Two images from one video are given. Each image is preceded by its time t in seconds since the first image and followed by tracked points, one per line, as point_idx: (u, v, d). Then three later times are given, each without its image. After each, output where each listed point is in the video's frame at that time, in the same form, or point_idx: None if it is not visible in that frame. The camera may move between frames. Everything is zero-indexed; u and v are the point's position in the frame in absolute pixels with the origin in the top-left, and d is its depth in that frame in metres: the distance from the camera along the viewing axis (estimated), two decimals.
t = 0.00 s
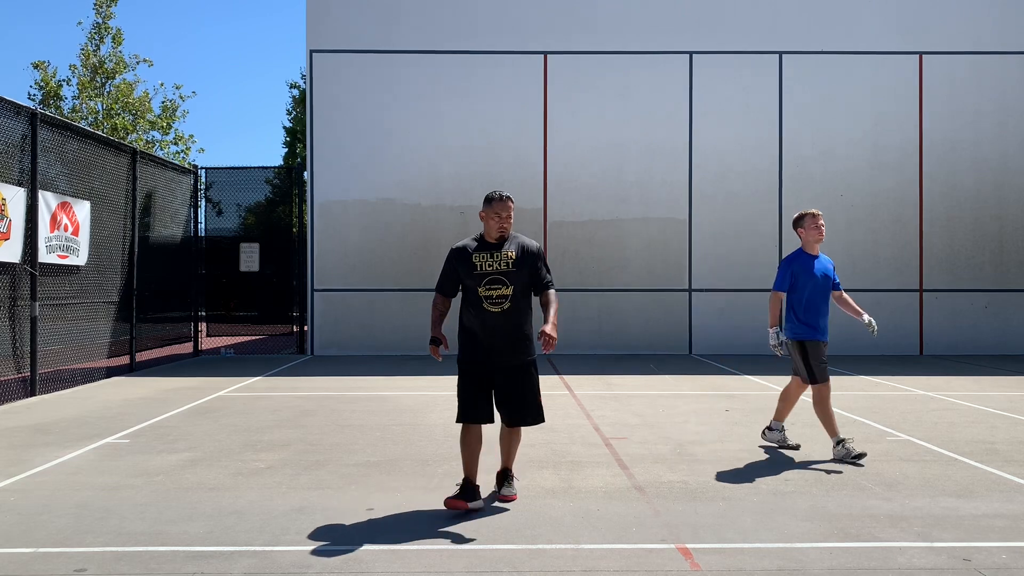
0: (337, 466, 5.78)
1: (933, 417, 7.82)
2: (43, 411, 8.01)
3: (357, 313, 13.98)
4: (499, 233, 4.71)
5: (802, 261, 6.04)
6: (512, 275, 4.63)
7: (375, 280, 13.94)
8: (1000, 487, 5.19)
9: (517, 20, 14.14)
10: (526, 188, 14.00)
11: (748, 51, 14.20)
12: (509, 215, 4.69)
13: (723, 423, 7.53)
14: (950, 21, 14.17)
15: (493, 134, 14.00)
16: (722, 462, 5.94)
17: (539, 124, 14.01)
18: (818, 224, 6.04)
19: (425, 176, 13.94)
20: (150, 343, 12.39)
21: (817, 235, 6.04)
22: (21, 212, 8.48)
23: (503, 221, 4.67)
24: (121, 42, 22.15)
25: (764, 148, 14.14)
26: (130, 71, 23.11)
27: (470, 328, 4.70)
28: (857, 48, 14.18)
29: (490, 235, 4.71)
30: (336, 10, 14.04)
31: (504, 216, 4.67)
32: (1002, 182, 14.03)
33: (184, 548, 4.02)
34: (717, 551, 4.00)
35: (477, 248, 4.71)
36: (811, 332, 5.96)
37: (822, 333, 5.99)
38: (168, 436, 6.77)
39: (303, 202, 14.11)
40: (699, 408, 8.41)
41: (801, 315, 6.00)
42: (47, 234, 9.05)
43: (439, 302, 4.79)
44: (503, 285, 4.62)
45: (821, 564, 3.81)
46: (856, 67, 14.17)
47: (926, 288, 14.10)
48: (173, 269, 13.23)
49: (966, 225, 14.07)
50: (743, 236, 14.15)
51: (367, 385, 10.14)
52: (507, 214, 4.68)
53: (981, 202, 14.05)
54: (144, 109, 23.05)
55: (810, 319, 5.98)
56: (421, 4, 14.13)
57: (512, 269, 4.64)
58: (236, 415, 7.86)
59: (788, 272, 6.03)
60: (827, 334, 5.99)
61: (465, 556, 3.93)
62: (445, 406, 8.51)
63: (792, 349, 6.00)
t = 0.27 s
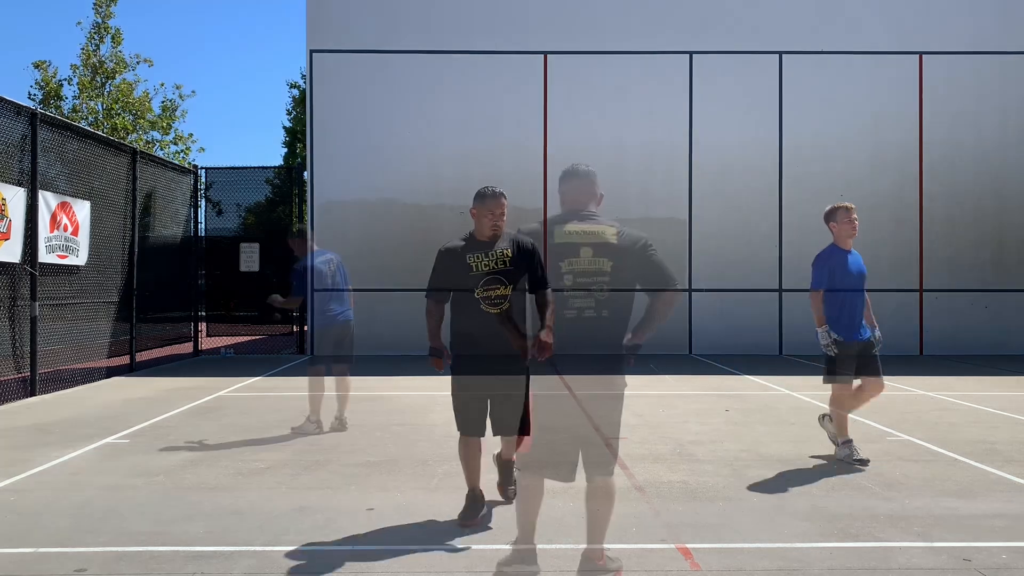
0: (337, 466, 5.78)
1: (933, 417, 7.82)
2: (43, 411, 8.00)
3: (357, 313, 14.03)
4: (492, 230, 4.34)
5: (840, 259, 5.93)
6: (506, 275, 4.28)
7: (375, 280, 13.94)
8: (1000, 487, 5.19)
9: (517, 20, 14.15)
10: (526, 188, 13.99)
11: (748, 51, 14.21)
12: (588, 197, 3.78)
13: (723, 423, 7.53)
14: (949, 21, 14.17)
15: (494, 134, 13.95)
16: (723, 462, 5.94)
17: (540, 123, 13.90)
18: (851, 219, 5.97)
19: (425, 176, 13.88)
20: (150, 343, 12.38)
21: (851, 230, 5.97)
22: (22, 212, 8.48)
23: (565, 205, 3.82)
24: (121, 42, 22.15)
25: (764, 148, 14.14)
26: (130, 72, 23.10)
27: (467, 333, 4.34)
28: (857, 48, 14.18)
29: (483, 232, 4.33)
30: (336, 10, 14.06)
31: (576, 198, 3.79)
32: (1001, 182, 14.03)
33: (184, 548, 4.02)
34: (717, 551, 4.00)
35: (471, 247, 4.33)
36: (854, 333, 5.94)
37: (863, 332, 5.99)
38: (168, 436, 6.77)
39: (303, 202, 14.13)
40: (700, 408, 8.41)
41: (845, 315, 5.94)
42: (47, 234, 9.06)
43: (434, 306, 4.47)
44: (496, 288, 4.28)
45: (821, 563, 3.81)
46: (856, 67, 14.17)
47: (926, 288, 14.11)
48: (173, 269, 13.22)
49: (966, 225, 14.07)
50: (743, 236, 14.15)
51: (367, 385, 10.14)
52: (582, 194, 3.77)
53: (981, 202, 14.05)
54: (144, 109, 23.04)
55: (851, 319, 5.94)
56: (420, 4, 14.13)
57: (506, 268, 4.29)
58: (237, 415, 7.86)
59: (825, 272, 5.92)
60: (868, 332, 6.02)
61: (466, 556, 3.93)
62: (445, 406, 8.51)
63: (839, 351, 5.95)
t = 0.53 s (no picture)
0: (338, 466, 5.77)
1: (933, 417, 7.82)
2: (42, 411, 8.00)
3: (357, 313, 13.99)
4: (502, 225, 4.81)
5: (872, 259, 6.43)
6: (510, 274, 3.56)
7: (375, 280, 13.94)
8: (1000, 487, 5.19)
9: (517, 20, 14.15)
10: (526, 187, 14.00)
11: (748, 51, 14.20)
12: (591, 199, 3.69)
13: (723, 423, 7.52)
14: (950, 21, 14.17)
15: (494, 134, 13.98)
16: (723, 462, 5.94)
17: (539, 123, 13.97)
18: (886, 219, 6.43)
19: (424, 176, 13.92)
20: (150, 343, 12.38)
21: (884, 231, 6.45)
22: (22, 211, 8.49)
23: (571, 209, 3.69)
24: (121, 42, 22.16)
25: (764, 148, 14.14)
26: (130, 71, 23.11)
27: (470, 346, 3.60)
28: (857, 48, 14.18)
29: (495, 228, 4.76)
30: (336, 10, 14.05)
31: (582, 202, 3.68)
32: (1001, 182, 14.02)
33: (184, 548, 4.02)
34: (717, 551, 4.00)
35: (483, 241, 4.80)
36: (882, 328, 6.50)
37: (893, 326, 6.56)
38: (168, 436, 6.77)
39: (304, 201, 14.12)
40: (699, 408, 8.41)
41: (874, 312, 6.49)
42: (47, 234, 9.06)
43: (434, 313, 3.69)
44: (500, 289, 3.58)
45: (822, 563, 3.81)
46: (856, 67, 14.16)
47: (926, 288, 14.11)
48: (172, 269, 13.21)
49: (966, 225, 14.07)
50: (743, 236, 14.16)
51: (367, 386, 10.14)
52: (586, 197, 3.68)
53: (981, 201, 14.04)
54: (144, 109, 23.04)
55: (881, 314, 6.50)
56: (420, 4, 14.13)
57: (509, 266, 3.57)
58: (237, 415, 7.86)
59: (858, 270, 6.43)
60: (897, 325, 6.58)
61: (466, 556, 3.92)
62: (445, 407, 8.50)
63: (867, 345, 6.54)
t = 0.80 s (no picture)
0: (338, 466, 5.77)
1: (933, 417, 7.82)
2: (42, 411, 8.00)
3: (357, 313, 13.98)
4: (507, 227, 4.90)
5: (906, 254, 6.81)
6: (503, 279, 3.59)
7: (375, 280, 13.93)
8: (1000, 487, 5.19)
9: (517, 20, 14.14)
10: (525, 187, 14.01)
11: (748, 51, 14.20)
12: (582, 203, 3.75)
13: (723, 423, 7.52)
14: (950, 21, 14.16)
15: (494, 133, 13.99)
16: (723, 462, 5.94)
17: (539, 124, 13.99)
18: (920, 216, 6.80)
19: (424, 176, 13.93)
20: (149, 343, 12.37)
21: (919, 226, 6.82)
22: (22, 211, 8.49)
23: (562, 214, 3.74)
24: (121, 42, 22.17)
25: (764, 148, 14.14)
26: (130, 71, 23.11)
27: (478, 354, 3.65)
28: (857, 48, 14.17)
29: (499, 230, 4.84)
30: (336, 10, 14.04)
31: (573, 206, 3.74)
32: (1001, 182, 14.03)
33: (184, 548, 4.02)
34: (717, 551, 4.00)
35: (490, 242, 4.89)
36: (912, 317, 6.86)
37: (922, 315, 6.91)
38: (168, 436, 6.77)
39: (304, 201, 14.12)
40: (700, 407, 8.41)
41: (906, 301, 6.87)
42: (47, 234, 9.06)
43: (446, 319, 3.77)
44: (494, 294, 3.62)
45: (822, 563, 3.81)
46: (856, 67, 14.16)
47: (926, 288, 14.11)
48: (172, 269, 13.20)
49: (966, 225, 14.07)
50: (743, 236, 14.16)
51: (367, 386, 10.14)
52: (577, 201, 3.74)
53: (981, 201, 14.04)
54: (144, 109, 23.05)
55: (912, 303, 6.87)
56: (420, 4, 14.12)
57: (501, 272, 3.62)
58: (237, 415, 7.86)
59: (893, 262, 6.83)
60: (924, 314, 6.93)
61: (466, 557, 3.92)
62: (445, 406, 8.51)
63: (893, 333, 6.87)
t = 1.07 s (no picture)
0: (337, 466, 5.77)
1: (933, 417, 7.82)
2: (42, 411, 8.00)
3: (357, 313, 13.97)
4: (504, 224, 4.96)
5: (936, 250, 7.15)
6: (484, 282, 3.68)
7: (375, 280, 13.92)
8: (1000, 487, 5.19)
9: (517, 20, 14.14)
10: (525, 187, 14.01)
11: (748, 51, 14.20)
12: (560, 205, 3.80)
13: (723, 423, 7.52)
14: (950, 21, 14.16)
15: (494, 133, 14.00)
16: (723, 462, 5.94)
17: (539, 124, 14.00)
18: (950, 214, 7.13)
19: (424, 176, 13.94)
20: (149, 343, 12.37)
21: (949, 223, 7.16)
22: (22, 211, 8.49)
23: (541, 216, 3.80)
24: (121, 42, 22.17)
25: (763, 148, 14.14)
26: (130, 71, 23.11)
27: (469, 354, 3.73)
28: (857, 48, 14.18)
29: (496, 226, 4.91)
30: (336, 10, 14.03)
31: (551, 208, 3.79)
32: (1001, 182, 14.03)
33: (184, 548, 4.02)
34: (717, 551, 4.00)
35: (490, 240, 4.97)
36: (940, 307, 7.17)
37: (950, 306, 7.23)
38: (168, 436, 6.77)
39: (304, 201, 14.13)
40: (700, 408, 8.41)
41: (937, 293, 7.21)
42: (47, 234, 9.06)
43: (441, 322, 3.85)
44: (476, 298, 3.71)
45: (822, 563, 3.81)
46: (855, 67, 14.17)
47: (926, 288, 14.11)
48: (172, 269, 13.20)
49: (966, 225, 14.07)
50: (743, 236, 14.16)
51: (367, 386, 10.14)
52: (555, 203, 3.79)
53: (980, 201, 14.05)
54: (144, 109, 23.05)
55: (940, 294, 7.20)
56: (421, 4, 14.12)
57: (482, 275, 3.68)
58: (237, 415, 7.86)
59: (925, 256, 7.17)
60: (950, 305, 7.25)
61: (465, 557, 3.93)
62: (446, 406, 8.52)
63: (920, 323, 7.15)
